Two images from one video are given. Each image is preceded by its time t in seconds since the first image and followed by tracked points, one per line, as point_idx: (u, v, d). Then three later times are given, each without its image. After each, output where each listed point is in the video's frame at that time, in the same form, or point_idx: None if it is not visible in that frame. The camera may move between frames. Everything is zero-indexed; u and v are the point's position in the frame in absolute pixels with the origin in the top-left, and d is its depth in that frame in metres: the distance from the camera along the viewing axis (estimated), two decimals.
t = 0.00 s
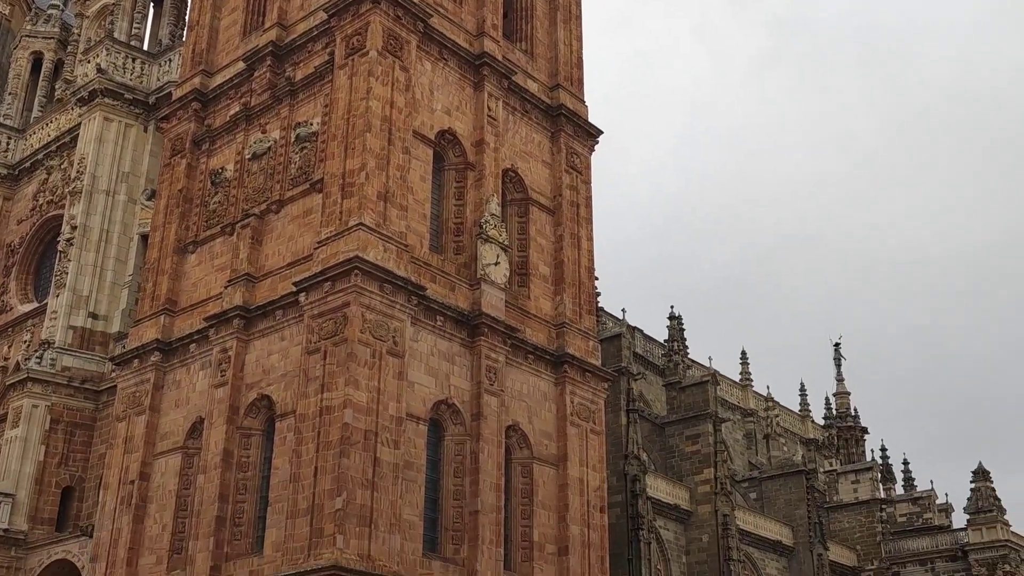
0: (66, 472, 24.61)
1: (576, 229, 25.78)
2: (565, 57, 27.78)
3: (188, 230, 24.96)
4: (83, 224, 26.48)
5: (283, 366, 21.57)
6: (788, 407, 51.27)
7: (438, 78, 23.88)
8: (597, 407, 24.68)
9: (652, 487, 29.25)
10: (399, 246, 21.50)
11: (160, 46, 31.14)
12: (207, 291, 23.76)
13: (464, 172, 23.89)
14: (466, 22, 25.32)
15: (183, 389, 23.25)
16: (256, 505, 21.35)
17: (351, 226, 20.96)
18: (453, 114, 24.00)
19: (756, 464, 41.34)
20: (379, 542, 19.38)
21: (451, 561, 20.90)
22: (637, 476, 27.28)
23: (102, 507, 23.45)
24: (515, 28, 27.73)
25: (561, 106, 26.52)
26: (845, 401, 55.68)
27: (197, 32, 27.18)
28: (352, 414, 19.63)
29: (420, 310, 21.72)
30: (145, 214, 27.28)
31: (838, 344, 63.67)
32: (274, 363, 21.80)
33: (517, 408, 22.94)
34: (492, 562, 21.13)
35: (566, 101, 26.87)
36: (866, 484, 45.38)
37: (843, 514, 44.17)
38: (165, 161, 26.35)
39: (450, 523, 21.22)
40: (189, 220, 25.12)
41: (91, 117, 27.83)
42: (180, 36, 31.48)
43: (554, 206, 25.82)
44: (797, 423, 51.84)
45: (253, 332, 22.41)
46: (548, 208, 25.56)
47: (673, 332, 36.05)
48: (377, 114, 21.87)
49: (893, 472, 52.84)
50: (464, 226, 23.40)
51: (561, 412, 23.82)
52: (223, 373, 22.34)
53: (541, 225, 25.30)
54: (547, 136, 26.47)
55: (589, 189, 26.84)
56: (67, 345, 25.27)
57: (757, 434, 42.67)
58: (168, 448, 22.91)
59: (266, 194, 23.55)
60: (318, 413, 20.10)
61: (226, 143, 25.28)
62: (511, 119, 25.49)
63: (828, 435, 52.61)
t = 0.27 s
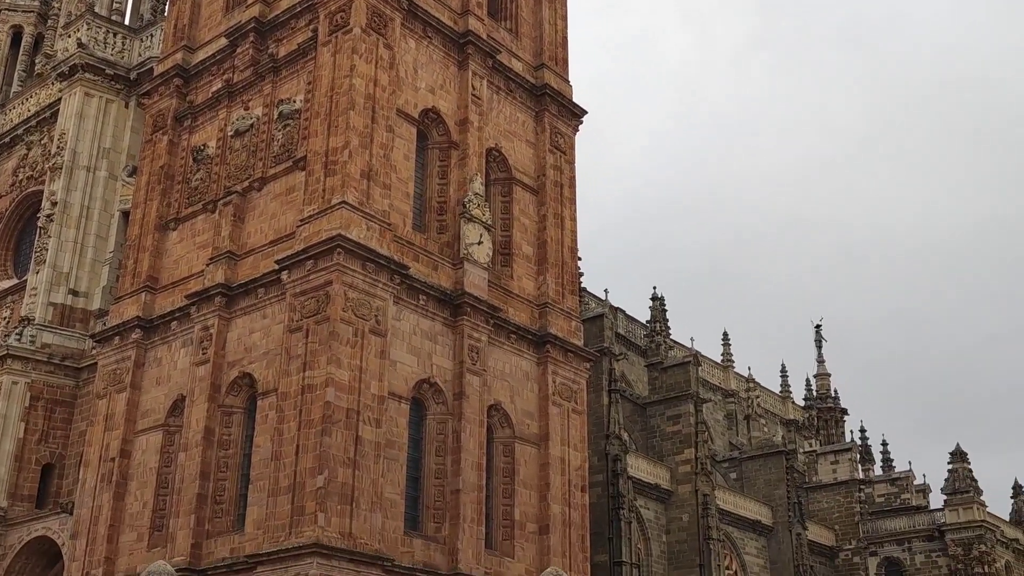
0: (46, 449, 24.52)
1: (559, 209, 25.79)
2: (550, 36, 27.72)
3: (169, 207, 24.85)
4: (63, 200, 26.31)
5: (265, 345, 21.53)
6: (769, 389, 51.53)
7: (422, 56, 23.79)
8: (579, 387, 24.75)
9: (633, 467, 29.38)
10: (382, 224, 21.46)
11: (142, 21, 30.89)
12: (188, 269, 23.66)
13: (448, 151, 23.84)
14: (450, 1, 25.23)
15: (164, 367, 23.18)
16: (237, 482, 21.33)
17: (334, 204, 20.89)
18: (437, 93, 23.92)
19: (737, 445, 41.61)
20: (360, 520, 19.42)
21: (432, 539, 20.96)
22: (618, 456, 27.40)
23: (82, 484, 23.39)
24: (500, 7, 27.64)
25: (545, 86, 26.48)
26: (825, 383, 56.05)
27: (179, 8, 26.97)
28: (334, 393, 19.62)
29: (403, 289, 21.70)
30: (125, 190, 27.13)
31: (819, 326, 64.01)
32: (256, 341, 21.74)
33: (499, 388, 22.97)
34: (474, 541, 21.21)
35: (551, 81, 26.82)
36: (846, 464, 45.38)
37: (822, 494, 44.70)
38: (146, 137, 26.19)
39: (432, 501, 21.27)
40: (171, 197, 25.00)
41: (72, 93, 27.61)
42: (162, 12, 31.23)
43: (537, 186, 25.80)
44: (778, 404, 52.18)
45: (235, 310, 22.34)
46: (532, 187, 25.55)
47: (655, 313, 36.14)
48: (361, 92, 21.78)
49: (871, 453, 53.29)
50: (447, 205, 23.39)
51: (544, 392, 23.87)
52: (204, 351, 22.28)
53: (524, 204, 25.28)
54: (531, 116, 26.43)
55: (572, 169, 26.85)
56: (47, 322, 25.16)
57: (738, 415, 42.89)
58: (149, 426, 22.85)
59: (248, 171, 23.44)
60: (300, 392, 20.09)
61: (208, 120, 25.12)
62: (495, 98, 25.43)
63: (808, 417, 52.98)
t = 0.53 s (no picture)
0: (27, 426, 24.41)
1: (543, 189, 25.78)
2: (535, 16, 27.63)
3: (152, 184, 24.73)
4: (45, 176, 26.16)
5: (248, 323, 21.47)
6: (752, 370, 51.74)
7: (407, 35, 23.68)
8: (562, 367, 24.80)
9: (615, 447, 29.50)
10: (366, 203, 21.41)
11: None
12: (171, 246, 23.56)
13: (432, 131, 23.79)
14: None
15: (146, 345, 23.10)
16: (219, 460, 21.32)
17: (318, 183, 20.81)
18: (422, 72, 23.83)
19: (719, 426, 41.83)
20: (343, 499, 19.45)
21: (415, 518, 21.02)
22: (600, 436, 27.50)
23: (64, 462, 23.32)
24: None
25: (531, 66, 26.41)
26: (807, 364, 56.35)
27: None
28: (317, 371, 19.59)
29: (387, 268, 21.66)
30: (108, 167, 26.96)
31: (801, 309, 64.31)
32: (239, 320, 21.68)
33: (483, 368, 22.99)
34: (456, 520, 21.27)
35: (536, 61, 26.76)
36: (827, 448, 46.52)
37: (803, 476, 45.35)
38: (129, 113, 26.05)
39: (415, 480, 21.30)
40: (153, 174, 24.87)
41: (53, 68, 27.40)
42: None
43: (522, 166, 25.77)
44: (760, 385, 52.47)
45: (218, 288, 22.26)
46: (517, 167, 25.51)
47: (639, 295, 36.21)
48: (345, 70, 21.68)
49: (852, 434, 53.67)
50: (432, 184, 23.34)
51: (527, 372, 23.90)
52: (187, 329, 22.21)
53: (508, 184, 25.25)
54: (516, 95, 26.37)
55: (557, 149, 26.82)
56: (28, 299, 25.04)
57: (720, 396, 43.07)
58: (131, 404, 22.78)
59: (231, 149, 23.32)
60: (283, 370, 20.06)
61: (191, 97, 24.96)
62: (480, 77, 25.35)
63: (790, 398, 53.30)
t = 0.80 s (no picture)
0: (8, 405, 24.28)
1: (527, 169, 25.76)
2: None
3: (134, 162, 24.60)
4: (26, 153, 26.01)
5: (231, 302, 21.40)
6: (734, 351, 51.96)
7: (391, 13, 23.56)
8: (545, 347, 24.85)
9: (598, 427, 29.62)
10: (350, 182, 21.35)
11: None
12: (153, 225, 23.45)
13: (417, 110, 23.72)
14: None
15: (129, 323, 23.01)
16: (202, 439, 21.30)
17: (301, 161, 20.71)
18: (406, 51, 23.73)
19: (701, 406, 42.02)
20: (326, 478, 19.47)
21: (398, 497, 21.06)
22: (583, 416, 27.59)
23: (46, 440, 23.25)
24: None
25: (516, 45, 26.34)
26: (789, 345, 56.63)
27: None
28: (300, 351, 19.55)
29: (370, 248, 21.62)
30: (89, 144, 26.79)
31: (784, 290, 64.58)
32: (222, 299, 21.61)
33: (466, 348, 23.00)
34: (439, 499, 21.32)
35: (521, 40, 26.68)
36: (808, 426, 46.37)
37: (784, 456, 45.65)
38: (110, 90, 25.90)
39: (398, 460, 21.34)
40: (136, 152, 24.74)
41: (34, 45, 27.17)
42: None
43: (506, 146, 25.73)
44: (743, 366, 52.74)
45: (200, 267, 22.17)
46: (501, 147, 25.47)
47: (622, 275, 36.26)
48: (329, 48, 21.57)
49: (833, 414, 54.03)
50: (416, 163, 23.29)
51: (510, 352, 23.93)
52: (169, 308, 22.12)
53: (493, 164, 25.20)
54: (501, 75, 26.30)
55: (541, 129, 26.79)
56: (10, 278, 24.83)
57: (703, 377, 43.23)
58: (114, 382, 22.70)
59: (214, 127, 23.19)
60: (266, 350, 20.02)
61: (173, 74, 24.79)
62: (465, 57, 25.26)
63: (772, 379, 53.60)
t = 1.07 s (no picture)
0: None
1: (514, 149, 25.72)
2: None
3: (118, 139, 24.48)
4: (8, 130, 25.85)
5: (216, 281, 21.33)
6: (720, 332, 52.13)
7: None
8: (531, 327, 24.87)
9: (583, 407, 29.71)
10: (336, 161, 21.29)
11: None
12: (137, 203, 23.34)
13: (403, 89, 23.65)
14: None
15: (113, 302, 22.92)
16: (187, 418, 21.29)
17: (287, 140, 20.61)
18: (393, 29, 23.63)
19: (687, 386, 42.22)
20: (311, 456, 19.48)
21: (383, 476, 21.09)
22: (569, 395, 27.65)
23: (30, 419, 23.20)
24: None
25: (502, 24, 26.24)
26: (774, 326, 56.85)
27: None
28: (285, 330, 19.53)
29: (356, 227, 21.57)
30: (73, 121, 26.67)
31: (769, 271, 64.78)
32: (206, 278, 21.53)
33: (452, 327, 23.01)
34: (425, 478, 21.37)
35: (507, 19, 26.59)
36: (792, 407, 47.15)
37: (768, 436, 46.50)
38: (93, 67, 25.76)
39: (384, 439, 21.36)
40: (119, 129, 24.60)
41: (16, 20, 26.84)
42: None
43: (493, 125, 25.67)
44: (728, 346, 52.98)
45: (185, 245, 22.08)
46: (488, 127, 25.41)
47: (609, 256, 36.31)
48: (314, 26, 21.46)
49: (817, 395, 54.33)
50: (402, 142, 23.24)
51: (496, 332, 23.95)
52: (154, 287, 22.04)
53: (479, 144, 25.15)
54: (488, 54, 26.21)
55: (528, 109, 26.74)
56: None
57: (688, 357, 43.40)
58: (98, 361, 22.64)
59: (199, 105, 23.04)
60: (251, 329, 19.98)
61: (157, 51, 24.62)
62: (452, 35, 25.16)
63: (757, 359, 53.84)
